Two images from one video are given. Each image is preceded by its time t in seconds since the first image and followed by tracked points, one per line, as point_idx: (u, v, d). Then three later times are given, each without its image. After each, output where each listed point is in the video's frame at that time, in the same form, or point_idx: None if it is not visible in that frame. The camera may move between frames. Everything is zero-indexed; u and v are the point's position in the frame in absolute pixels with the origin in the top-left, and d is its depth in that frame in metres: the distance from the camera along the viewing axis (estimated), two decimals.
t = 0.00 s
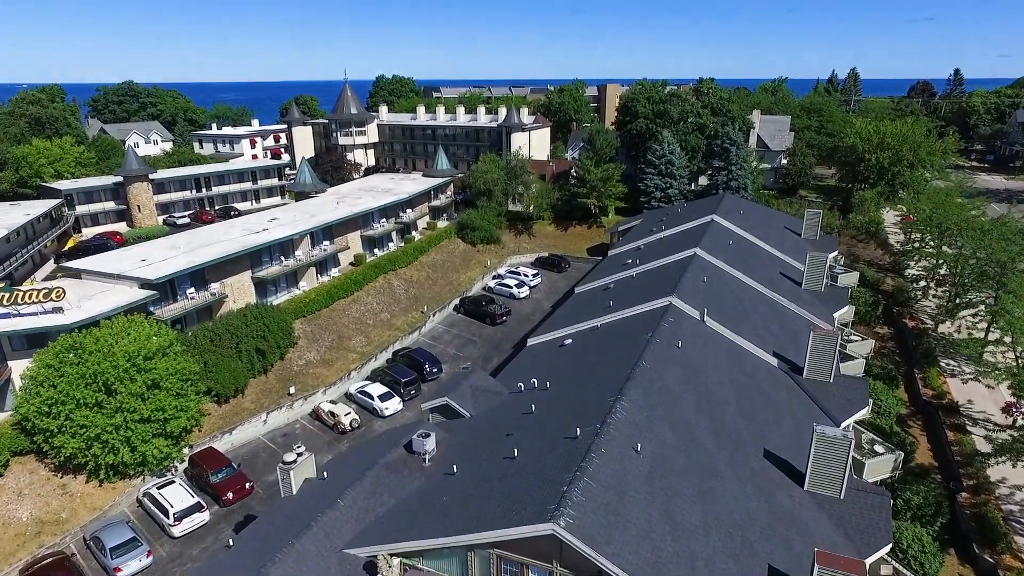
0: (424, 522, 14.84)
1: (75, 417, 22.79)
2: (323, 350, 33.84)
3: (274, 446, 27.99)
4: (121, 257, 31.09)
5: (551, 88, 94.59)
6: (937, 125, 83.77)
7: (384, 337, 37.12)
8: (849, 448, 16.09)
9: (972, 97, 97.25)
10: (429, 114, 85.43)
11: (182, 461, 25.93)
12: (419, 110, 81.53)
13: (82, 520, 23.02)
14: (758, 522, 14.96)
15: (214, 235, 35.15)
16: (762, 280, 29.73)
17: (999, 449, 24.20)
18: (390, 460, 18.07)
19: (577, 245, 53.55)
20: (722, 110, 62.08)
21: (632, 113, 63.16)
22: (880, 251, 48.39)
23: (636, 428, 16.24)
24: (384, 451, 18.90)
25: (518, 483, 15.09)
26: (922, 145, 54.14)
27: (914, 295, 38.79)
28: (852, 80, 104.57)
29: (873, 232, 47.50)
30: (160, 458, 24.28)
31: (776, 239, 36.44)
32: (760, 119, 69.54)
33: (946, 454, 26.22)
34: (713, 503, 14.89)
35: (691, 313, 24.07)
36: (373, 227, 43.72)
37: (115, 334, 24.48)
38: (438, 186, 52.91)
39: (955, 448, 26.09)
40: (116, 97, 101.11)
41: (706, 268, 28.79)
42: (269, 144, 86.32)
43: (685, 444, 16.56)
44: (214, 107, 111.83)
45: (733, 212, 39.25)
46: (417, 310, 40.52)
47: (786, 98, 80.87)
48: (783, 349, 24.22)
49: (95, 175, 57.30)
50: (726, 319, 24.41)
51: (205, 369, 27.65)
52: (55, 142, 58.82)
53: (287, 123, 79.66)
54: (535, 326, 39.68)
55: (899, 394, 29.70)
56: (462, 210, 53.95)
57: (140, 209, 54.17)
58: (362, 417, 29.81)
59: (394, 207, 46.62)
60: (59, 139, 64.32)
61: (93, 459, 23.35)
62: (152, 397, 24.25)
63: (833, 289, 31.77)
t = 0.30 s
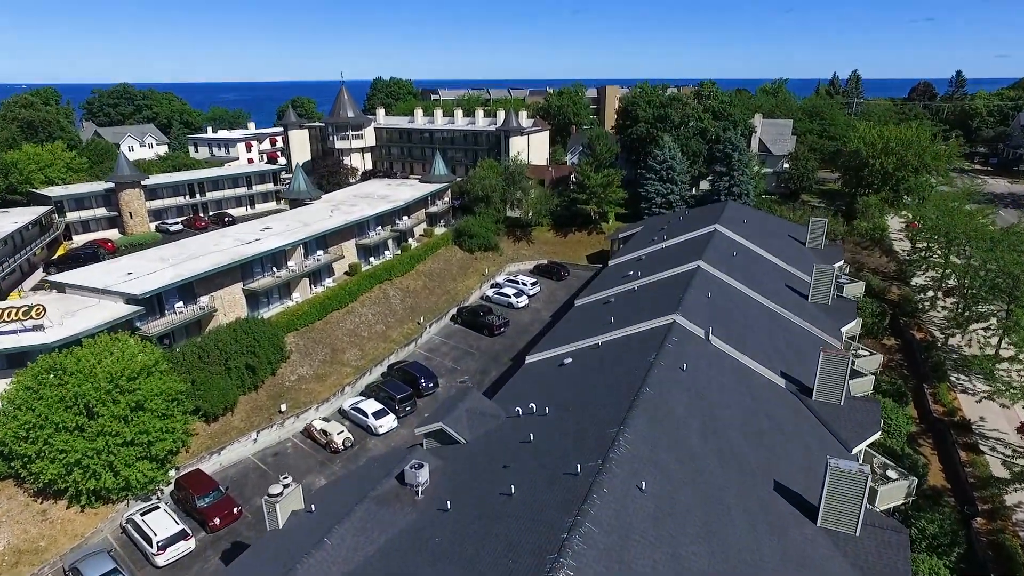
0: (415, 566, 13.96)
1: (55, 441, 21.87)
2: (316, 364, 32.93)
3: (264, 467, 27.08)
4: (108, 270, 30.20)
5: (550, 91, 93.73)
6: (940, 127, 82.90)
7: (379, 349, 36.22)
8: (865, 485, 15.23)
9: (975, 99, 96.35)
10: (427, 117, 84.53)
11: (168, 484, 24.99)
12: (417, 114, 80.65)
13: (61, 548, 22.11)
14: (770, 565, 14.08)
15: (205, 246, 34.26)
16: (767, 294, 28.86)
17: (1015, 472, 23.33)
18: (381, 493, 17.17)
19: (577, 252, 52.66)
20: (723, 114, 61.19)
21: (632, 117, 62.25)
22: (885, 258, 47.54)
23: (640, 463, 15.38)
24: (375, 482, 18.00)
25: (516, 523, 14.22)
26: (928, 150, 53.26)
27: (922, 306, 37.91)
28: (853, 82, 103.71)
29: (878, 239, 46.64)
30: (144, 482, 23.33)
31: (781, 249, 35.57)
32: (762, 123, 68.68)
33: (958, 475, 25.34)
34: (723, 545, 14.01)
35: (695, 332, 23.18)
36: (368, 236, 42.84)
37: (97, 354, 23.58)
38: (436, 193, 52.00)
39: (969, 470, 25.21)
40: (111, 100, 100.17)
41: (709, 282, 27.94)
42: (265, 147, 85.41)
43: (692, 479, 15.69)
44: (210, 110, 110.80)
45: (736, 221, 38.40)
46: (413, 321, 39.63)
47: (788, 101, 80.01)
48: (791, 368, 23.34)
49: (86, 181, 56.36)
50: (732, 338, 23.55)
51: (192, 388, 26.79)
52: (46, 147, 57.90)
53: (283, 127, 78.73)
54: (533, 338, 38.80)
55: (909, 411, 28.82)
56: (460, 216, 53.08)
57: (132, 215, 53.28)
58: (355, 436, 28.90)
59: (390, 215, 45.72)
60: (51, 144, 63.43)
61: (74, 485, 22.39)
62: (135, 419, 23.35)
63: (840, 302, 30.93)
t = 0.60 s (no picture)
0: None
1: (31, 469, 20.94)
2: (308, 380, 31.99)
3: (253, 489, 26.15)
4: (93, 284, 29.28)
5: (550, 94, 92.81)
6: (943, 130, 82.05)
7: (373, 364, 35.28)
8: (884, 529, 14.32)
9: (978, 102, 95.49)
10: (425, 120, 83.60)
11: (153, 509, 24.06)
12: (415, 117, 79.72)
13: None
14: None
15: (194, 257, 33.32)
16: (773, 309, 27.96)
17: None
18: (370, 531, 16.24)
19: (576, 260, 51.73)
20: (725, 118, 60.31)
21: (632, 121, 61.15)
22: (890, 267, 46.67)
23: (644, 505, 14.50)
24: (365, 517, 17.08)
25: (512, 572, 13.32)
26: (933, 156, 52.36)
27: (930, 318, 37.00)
28: (855, 84, 102.82)
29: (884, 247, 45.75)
30: (126, 509, 22.39)
31: (786, 260, 34.67)
32: (764, 127, 67.80)
33: (973, 499, 24.43)
34: None
35: (700, 353, 22.26)
36: (363, 245, 41.90)
37: (77, 376, 22.61)
38: (433, 199, 51.06)
39: (983, 494, 24.29)
40: (107, 103, 99.16)
41: (713, 297, 27.03)
42: (261, 151, 84.46)
43: (699, 520, 14.78)
44: (206, 112, 109.74)
45: (740, 231, 37.50)
46: (409, 333, 38.69)
47: (789, 104, 79.11)
48: (800, 391, 22.41)
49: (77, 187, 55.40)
50: (738, 359, 22.62)
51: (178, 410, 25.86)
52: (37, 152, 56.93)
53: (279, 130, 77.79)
54: (532, 350, 37.87)
55: (920, 430, 27.93)
56: (457, 223, 52.16)
57: (123, 222, 52.31)
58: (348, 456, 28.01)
59: (386, 223, 44.79)
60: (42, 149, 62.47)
61: (52, 514, 21.46)
62: (116, 444, 22.43)
63: (847, 316, 30.05)
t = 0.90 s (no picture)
0: None
1: (5, 500, 19.98)
2: (300, 397, 31.02)
3: (240, 514, 25.15)
4: (77, 300, 28.36)
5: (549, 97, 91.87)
6: (948, 134, 81.05)
7: (368, 379, 34.31)
8: None
9: (981, 105, 94.49)
10: (423, 124, 82.65)
11: (134, 538, 23.15)
12: (413, 121, 78.79)
13: None
14: None
15: (183, 270, 32.35)
16: (779, 325, 27.01)
17: None
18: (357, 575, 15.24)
19: (576, 268, 50.75)
20: (727, 122, 59.38)
21: (632, 126, 60.13)
22: (897, 276, 45.69)
23: (649, 552, 13.59)
24: (352, 559, 16.07)
25: None
26: (939, 161, 51.40)
27: (939, 331, 36.06)
28: (857, 87, 101.82)
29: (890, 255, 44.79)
30: (106, 540, 21.47)
31: (792, 273, 33.73)
32: (766, 131, 66.87)
33: (989, 526, 23.47)
34: None
35: (707, 376, 21.30)
36: (358, 255, 40.94)
37: (56, 399, 21.56)
38: (430, 206, 50.11)
39: (1000, 521, 23.34)
40: (102, 105, 98.19)
41: (718, 315, 26.08)
42: (258, 155, 83.47)
43: (708, 568, 13.83)
44: (204, 115, 108.72)
45: (744, 241, 36.56)
46: (405, 346, 37.74)
47: (791, 107, 78.18)
48: (811, 416, 21.44)
49: (69, 194, 54.41)
50: (746, 382, 21.67)
51: (163, 432, 24.94)
52: (28, 158, 55.96)
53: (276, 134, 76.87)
54: (531, 364, 36.93)
55: (932, 451, 26.99)
56: (455, 231, 51.19)
57: (115, 230, 51.33)
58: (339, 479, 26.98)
59: (382, 231, 43.85)
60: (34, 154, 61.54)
61: (27, 546, 20.51)
62: (96, 471, 21.48)
63: (856, 332, 29.12)
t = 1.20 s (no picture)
0: None
1: None
2: (291, 416, 30.02)
3: (226, 542, 24.15)
4: (59, 317, 27.41)
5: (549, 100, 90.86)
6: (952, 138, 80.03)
7: (362, 396, 33.31)
8: None
9: (985, 108, 93.48)
10: (421, 127, 81.65)
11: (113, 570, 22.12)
12: (410, 125, 77.78)
13: None
14: None
15: (170, 284, 31.37)
16: (787, 345, 26.05)
17: None
18: None
19: (576, 276, 49.80)
20: (729, 127, 58.40)
21: (633, 131, 59.09)
22: (903, 286, 44.74)
23: None
24: None
25: None
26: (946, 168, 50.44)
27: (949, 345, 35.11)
28: (860, 89, 100.76)
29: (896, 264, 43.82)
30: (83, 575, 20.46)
31: (797, 286, 32.78)
32: (769, 136, 65.92)
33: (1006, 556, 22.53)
34: None
35: (713, 403, 20.38)
36: (353, 265, 39.96)
37: (31, 426, 20.54)
38: (427, 214, 49.12)
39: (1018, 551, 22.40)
40: (97, 108, 97.05)
41: (724, 334, 25.11)
42: (254, 159, 82.42)
43: None
44: (200, 117, 107.53)
45: (748, 253, 35.61)
46: (400, 360, 36.76)
47: (793, 111, 77.18)
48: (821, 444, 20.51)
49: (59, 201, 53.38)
50: (754, 409, 20.73)
51: (146, 457, 23.96)
52: (18, 164, 54.92)
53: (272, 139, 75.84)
54: (530, 379, 35.95)
55: (945, 474, 26.06)
56: (453, 239, 50.21)
57: (105, 238, 50.25)
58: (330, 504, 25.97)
59: (377, 241, 42.88)
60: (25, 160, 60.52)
61: None
62: (72, 502, 20.51)
63: (865, 351, 28.19)
